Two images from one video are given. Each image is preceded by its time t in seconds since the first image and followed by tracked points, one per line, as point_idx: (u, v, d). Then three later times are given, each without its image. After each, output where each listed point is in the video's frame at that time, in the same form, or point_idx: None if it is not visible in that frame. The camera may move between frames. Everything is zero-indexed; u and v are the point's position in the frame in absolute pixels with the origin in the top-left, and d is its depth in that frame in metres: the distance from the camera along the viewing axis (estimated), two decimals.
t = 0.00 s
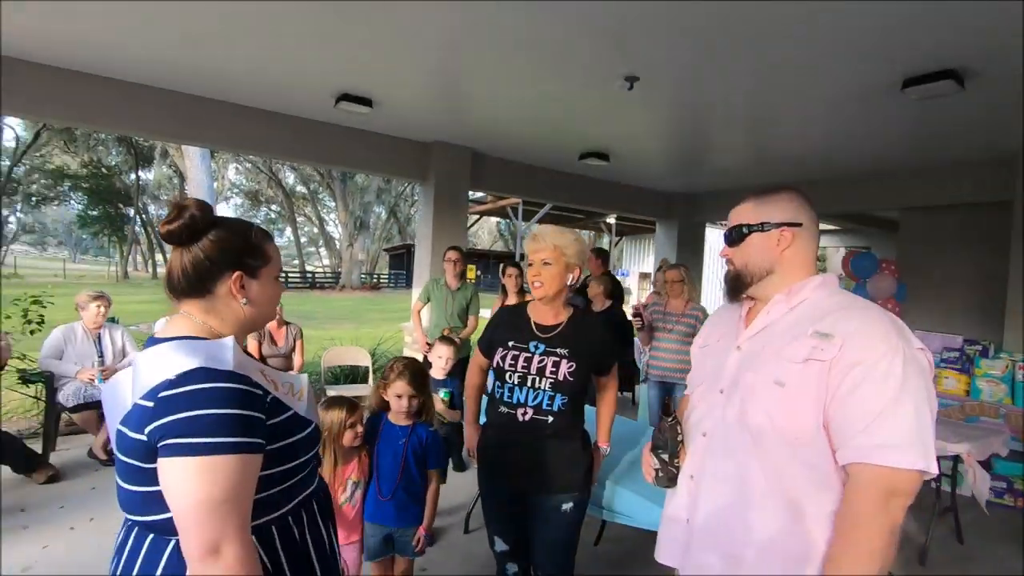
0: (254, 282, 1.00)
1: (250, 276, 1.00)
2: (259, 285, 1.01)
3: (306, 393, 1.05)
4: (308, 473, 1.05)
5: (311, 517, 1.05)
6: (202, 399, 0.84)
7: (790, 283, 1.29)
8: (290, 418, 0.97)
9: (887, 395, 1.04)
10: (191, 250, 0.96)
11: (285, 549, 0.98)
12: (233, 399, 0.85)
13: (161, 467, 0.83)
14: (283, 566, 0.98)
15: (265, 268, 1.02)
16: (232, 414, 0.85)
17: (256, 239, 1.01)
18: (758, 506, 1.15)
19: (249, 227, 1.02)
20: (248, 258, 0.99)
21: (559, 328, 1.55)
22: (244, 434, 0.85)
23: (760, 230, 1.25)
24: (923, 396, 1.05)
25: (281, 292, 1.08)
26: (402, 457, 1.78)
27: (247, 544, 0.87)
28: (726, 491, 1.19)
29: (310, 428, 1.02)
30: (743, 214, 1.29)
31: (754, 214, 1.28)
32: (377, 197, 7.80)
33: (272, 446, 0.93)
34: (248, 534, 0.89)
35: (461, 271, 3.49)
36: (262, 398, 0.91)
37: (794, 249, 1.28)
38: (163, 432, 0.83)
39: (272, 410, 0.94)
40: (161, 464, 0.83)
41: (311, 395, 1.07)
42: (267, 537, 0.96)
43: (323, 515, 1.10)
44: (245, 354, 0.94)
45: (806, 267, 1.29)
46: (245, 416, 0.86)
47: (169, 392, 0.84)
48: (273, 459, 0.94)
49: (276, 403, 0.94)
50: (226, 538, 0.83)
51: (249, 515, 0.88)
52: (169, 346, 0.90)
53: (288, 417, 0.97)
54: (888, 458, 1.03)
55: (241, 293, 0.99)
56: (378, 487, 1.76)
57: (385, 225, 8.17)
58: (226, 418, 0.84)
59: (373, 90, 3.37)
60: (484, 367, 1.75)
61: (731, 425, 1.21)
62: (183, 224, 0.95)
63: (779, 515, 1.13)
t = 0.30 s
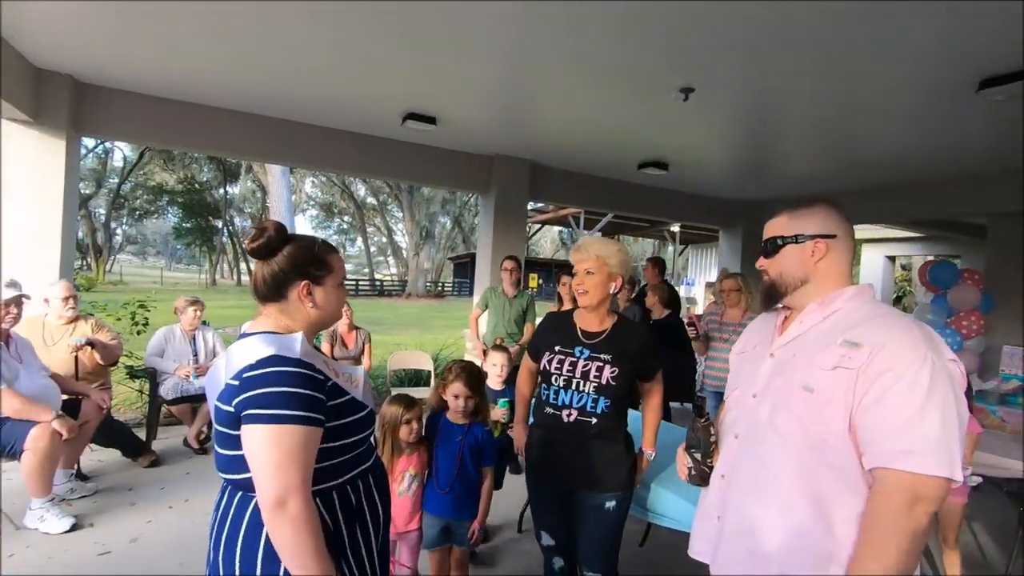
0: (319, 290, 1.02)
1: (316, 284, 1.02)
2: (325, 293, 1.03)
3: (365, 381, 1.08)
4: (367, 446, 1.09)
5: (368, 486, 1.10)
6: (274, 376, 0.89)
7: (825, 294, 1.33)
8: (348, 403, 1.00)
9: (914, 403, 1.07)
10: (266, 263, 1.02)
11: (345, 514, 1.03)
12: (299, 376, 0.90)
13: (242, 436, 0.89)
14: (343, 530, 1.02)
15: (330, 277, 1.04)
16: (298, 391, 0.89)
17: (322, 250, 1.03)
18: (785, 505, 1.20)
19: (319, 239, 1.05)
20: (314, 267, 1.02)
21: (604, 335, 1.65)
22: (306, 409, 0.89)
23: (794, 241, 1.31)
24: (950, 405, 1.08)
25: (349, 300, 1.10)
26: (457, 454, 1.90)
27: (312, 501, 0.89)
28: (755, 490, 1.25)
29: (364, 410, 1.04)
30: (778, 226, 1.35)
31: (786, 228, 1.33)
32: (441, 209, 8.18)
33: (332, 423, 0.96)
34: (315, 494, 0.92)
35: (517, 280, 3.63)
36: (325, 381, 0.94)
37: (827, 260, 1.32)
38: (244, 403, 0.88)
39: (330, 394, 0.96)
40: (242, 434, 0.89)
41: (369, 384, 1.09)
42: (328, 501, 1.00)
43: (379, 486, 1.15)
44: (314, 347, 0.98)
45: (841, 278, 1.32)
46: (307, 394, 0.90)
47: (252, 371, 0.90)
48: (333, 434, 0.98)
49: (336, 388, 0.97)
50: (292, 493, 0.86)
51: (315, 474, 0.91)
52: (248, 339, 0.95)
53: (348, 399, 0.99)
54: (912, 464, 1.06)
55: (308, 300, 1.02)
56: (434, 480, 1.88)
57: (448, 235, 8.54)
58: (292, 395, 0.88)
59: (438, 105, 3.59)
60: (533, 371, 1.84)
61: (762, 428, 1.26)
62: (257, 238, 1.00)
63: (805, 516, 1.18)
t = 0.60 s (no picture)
0: (373, 286, 1.13)
1: (370, 280, 1.13)
2: (378, 288, 1.14)
3: (414, 369, 1.19)
4: (418, 428, 1.20)
5: (419, 465, 1.20)
6: (335, 361, 1.01)
7: (871, 293, 1.28)
8: (399, 388, 1.11)
9: (957, 405, 1.05)
10: (328, 262, 1.14)
11: (399, 488, 1.14)
12: (358, 363, 1.02)
13: (309, 414, 1.02)
14: (397, 503, 1.14)
15: (383, 274, 1.15)
16: (357, 376, 1.01)
17: (375, 250, 1.15)
18: (820, 501, 1.20)
19: (373, 240, 1.17)
20: (368, 266, 1.14)
21: (648, 332, 1.70)
22: (364, 392, 1.01)
23: (839, 241, 1.26)
24: (997, 408, 1.05)
25: (400, 294, 1.20)
26: (508, 445, 2.00)
27: (368, 474, 1.02)
28: (790, 488, 1.25)
29: (415, 395, 1.15)
30: (821, 224, 1.29)
31: (830, 227, 1.27)
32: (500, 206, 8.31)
33: (387, 405, 1.08)
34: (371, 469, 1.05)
35: (568, 278, 3.70)
36: (377, 367, 1.05)
37: (873, 259, 1.27)
38: (311, 385, 1.01)
39: (385, 379, 1.07)
40: (309, 412, 1.02)
41: (418, 371, 1.20)
42: (384, 476, 1.11)
43: (430, 464, 1.25)
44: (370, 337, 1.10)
45: (888, 276, 1.27)
46: (364, 379, 1.01)
47: (316, 358, 1.02)
48: (388, 416, 1.10)
49: (387, 372, 1.08)
50: (352, 465, 0.99)
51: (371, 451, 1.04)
52: (314, 329, 1.08)
53: (398, 382, 1.10)
54: (952, 466, 1.05)
55: (363, 295, 1.13)
56: (485, 469, 1.98)
57: (506, 232, 8.68)
58: (352, 380, 1.00)
59: (494, 107, 3.69)
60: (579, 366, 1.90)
61: (799, 427, 1.25)
62: (319, 240, 1.12)
63: (840, 514, 1.18)
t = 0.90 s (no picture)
0: (406, 283, 1.21)
1: (403, 278, 1.21)
2: (410, 285, 1.22)
3: (444, 361, 1.26)
4: (449, 417, 1.27)
5: (449, 453, 1.28)
6: (370, 350, 1.10)
7: (902, 289, 1.24)
8: (431, 378, 1.19)
9: (987, 405, 1.01)
10: (364, 262, 1.23)
11: (430, 474, 1.21)
12: (390, 352, 1.10)
13: (346, 398, 1.11)
14: (429, 487, 1.21)
15: (414, 272, 1.23)
16: (389, 364, 1.09)
17: (407, 250, 1.22)
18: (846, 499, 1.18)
19: (406, 239, 1.25)
20: (401, 264, 1.22)
21: (679, 329, 1.72)
22: (395, 378, 1.09)
23: (868, 236, 1.22)
24: None
25: (432, 291, 1.28)
26: (543, 440, 2.05)
27: (399, 457, 1.10)
28: (815, 487, 1.23)
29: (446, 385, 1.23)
30: (851, 220, 1.26)
31: (861, 221, 1.24)
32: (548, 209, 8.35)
33: (418, 393, 1.16)
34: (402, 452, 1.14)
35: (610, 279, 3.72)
36: (409, 357, 1.13)
37: (907, 254, 1.22)
38: (348, 371, 1.10)
39: (416, 369, 1.15)
40: (346, 396, 1.11)
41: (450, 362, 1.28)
42: (415, 461, 1.19)
43: (460, 452, 1.33)
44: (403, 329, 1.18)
45: (923, 271, 1.22)
46: (395, 367, 1.10)
47: (353, 347, 1.11)
48: (419, 404, 1.18)
49: (419, 361, 1.16)
50: (383, 448, 1.08)
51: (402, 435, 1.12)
52: (353, 322, 1.17)
53: (429, 371, 1.18)
54: (982, 466, 1.02)
55: (397, 292, 1.21)
56: (522, 463, 2.04)
57: (555, 234, 8.73)
58: (384, 367, 1.08)
59: (537, 112, 3.74)
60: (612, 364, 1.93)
61: (826, 424, 1.23)
62: (356, 242, 1.22)
63: (865, 513, 1.15)
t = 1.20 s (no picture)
0: (430, 284, 1.27)
1: (428, 279, 1.28)
2: (435, 286, 1.28)
3: (468, 358, 1.32)
4: (473, 416, 1.34)
5: (471, 449, 1.34)
6: (393, 346, 1.16)
7: (927, 294, 1.14)
8: (453, 374, 1.25)
9: (1014, 414, 0.96)
10: (392, 265, 1.30)
11: (452, 469, 1.27)
12: (414, 347, 1.17)
13: (371, 390, 1.18)
14: (451, 480, 1.27)
15: (438, 274, 1.29)
16: (412, 359, 1.16)
17: (432, 252, 1.29)
18: (866, 510, 1.14)
19: (432, 243, 1.31)
20: (426, 266, 1.28)
21: (706, 331, 1.74)
22: (418, 372, 1.16)
23: (893, 240, 1.12)
24: None
25: (457, 292, 1.33)
26: (570, 441, 2.09)
27: (420, 448, 1.17)
28: (834, 495, 1.20)
29: (468, 381, 1.29)
30: (875, 223, 1.15)
31: (885, 224, 1.13)
32: (591, 211, 8.35)
33: (440, 388, 1.23)
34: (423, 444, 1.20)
35: (646, 282, 3.73)
36: (431, 353, 1.19)
37: (935, 257, 1.11)
38: (374, 366, 1.17)
39: (438, 365, 1.21)
40: (371, 389, 1.18)
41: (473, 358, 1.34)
42: (438, 455, 1.25)
43: (484, 450, 1.39)
44: (426, 327, 1.24)
45: (952, 276, 1.12)
46: (418, 362, 1.16)
47: (378, 343, 1.18)
48: (443, 399, 1.24)
49: (441, 359, 1.22)
50: (404, 438, 1.15)
51: (423, 428, 1.19)
52: (380, 320, 1.24)
53: (452, 368, 1.24)
54: (1008, 479, 0.97)
55: (422, 292, 1.27)
56: (549, 463, 2.09)
57: (599, 237, 8.76)
58: (407, 361, 1.15)
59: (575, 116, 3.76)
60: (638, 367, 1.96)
61: (845, 432, 1.19)
62: (384, 246, 1.30)
63: (885, 524, 1.12)
